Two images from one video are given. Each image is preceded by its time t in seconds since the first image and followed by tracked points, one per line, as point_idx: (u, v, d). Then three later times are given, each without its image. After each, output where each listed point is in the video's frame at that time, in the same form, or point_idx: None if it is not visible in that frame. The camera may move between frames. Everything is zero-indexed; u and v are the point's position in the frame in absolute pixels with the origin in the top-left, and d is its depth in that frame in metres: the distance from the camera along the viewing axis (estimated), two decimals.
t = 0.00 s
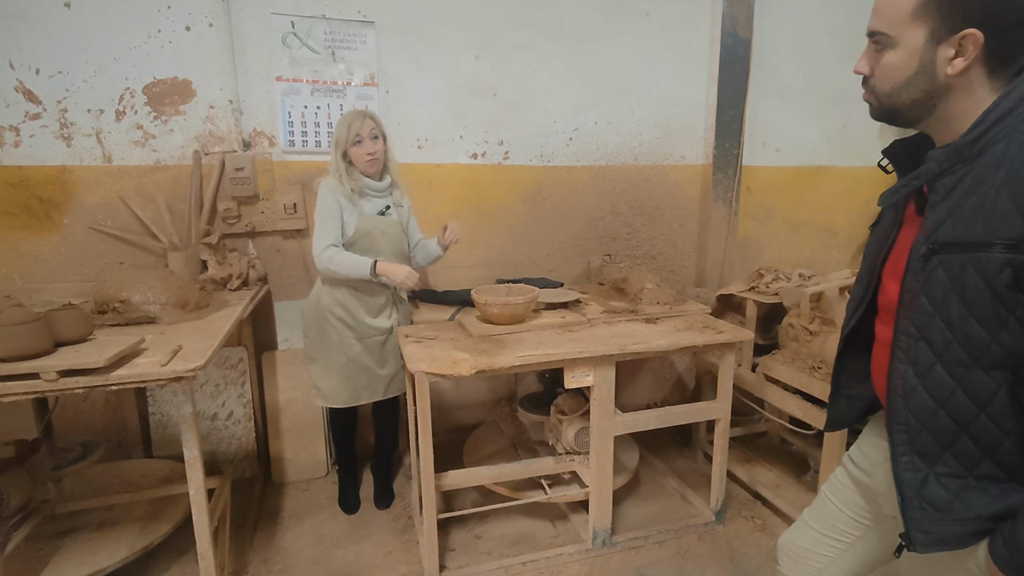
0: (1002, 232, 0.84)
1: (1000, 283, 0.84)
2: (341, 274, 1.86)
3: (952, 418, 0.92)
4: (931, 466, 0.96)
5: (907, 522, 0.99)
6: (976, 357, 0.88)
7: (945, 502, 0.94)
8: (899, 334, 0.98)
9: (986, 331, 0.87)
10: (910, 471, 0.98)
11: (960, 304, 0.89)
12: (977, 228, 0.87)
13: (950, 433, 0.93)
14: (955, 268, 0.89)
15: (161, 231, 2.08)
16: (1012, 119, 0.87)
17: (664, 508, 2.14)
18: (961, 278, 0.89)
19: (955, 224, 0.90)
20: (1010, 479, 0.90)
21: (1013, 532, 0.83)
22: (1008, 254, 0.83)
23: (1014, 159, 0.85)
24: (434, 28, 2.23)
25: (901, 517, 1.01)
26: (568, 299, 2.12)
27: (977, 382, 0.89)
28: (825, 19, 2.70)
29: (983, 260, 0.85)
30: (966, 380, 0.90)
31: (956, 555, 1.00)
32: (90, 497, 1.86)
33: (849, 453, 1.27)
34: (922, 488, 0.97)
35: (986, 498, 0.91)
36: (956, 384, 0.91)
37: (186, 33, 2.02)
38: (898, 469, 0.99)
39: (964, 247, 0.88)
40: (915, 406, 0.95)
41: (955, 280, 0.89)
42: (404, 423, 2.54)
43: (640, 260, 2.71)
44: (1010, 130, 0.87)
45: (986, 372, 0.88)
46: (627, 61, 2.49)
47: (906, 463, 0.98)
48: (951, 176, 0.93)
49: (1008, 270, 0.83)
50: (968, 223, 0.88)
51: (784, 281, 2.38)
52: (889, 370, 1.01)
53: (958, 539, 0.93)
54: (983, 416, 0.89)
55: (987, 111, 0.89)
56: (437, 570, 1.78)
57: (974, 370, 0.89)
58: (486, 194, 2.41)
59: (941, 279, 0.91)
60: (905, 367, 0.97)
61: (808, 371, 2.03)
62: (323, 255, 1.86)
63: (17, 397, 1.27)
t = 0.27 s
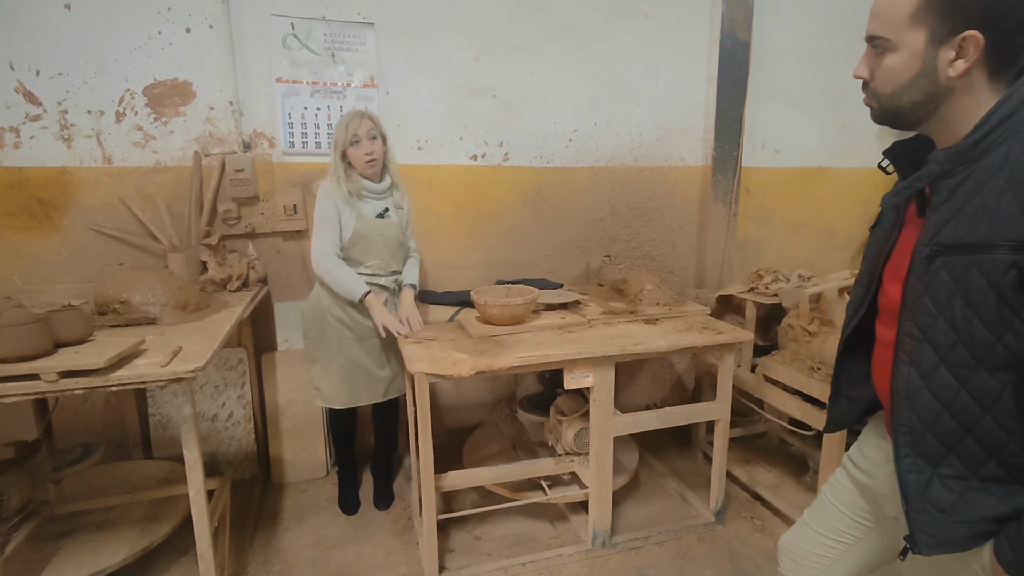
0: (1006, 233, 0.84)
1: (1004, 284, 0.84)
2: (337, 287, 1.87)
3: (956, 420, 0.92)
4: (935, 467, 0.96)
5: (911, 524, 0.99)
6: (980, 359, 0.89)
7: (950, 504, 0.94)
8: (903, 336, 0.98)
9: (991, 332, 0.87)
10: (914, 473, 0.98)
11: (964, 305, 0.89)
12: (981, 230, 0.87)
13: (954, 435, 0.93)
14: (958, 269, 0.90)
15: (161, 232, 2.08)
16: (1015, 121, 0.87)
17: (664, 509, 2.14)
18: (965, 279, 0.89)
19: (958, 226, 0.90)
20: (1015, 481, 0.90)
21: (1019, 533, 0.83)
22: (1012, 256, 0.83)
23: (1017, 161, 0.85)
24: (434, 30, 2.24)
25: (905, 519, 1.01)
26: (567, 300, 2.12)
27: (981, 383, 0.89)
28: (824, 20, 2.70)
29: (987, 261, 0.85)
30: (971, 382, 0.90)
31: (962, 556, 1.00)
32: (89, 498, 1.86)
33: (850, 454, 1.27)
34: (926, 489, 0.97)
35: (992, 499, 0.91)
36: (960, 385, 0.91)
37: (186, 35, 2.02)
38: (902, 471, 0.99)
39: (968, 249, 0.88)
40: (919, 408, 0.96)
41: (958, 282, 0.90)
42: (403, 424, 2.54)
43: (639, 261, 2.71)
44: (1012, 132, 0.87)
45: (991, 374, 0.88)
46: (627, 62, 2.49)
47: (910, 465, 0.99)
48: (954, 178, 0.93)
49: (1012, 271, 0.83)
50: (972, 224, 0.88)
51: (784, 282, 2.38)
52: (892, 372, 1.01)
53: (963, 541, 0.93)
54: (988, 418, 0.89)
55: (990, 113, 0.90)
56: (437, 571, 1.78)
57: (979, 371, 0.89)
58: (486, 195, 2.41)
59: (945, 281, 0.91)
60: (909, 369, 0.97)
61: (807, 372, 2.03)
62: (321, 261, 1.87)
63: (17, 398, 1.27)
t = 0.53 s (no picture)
0: (1003, 234, 0.84)
1: (1002, 285, 0.84)
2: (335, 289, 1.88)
3: (954, 420, 0.92)
4: (934, 467, 0.97)
5: (910, 524, 0.99)
6: (978, 359, 0.89)
7: (949, 504, 0.94)
8: (901, 337, 0.99)
9: (989, 333, 0.87)
10: (913, 473, 0.98)
11: (962, 306, 0.90)
12: (979, 231, 0.87)
13: (952, 435, 0.93)
14: (957, 270, 0.90)
15: (161, 234, 2.09)
16: (1013, 122, 0.88)
17: (663, 510, 2.15)
18: (963, 280, 0.89)
19: (956, 227, 0.91)
20: (1013, 482, 0.90)
21: (1017, 532, 0.83)
22: (1010, 256, 0.83)
23: (1015, 162, 0.86)
24: (434, 32, 2.24)
25: (904, 520, 1.01)
26: (567, 301, 2.13)
27: (980, 384, 0.89)
28: (822, 22, 2.71)
29: (985, 262, 0.86)
30: (969, 382, 0.90)
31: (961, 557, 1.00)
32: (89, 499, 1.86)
33: (849, 454, 1.27)
34: (925, 489, 0.97)
35: (990, 499, 0.91)
36: (959, 386, 0.91)
37: (186, 37, 2.03)
38: (901, 472, 1.00)
39: (966, 249, 0.89)
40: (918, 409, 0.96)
41: (957, 282, 0.90)
42: (403, 425, 2.54)
43: (638, 262, 2.71)
44: (1010, 134, 0.88)
45: (989, 374, 0.88)
46: (626, 64, 2.50)
47: (909, 466, 0.99)
48: (952, 179, 0.94)
49: (1010, 272, 0.84)
50: (970, 225, 0.89)
51: (783, 283, 2.39)
52: (891, 373, 1.01)
53: (962, 541, 0.93)
54: (987, 418, 0.89)
55: (988, 115, 0.90)
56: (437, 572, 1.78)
57: (977, 372, 0.89)
58: (485, 197, 2.42)
59: (943, 281, 0.92)
60: (907, 370, 0.97)
61: (807, 373, 2.03)
62: (319, 265, 1.87)
63: (17, 399, 1.28)
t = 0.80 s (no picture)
0: (1001, 234, 0.85)
1: (1000, 284, 0.85)
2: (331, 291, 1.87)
3: (952, 419, 0.93)
4: (932, 466, 0.97)
5: (908, 523, 1.00)
6: (976, 359, 0.89)
7: (947, 503, 0.95)
8: (899, 336, 0.99)
9: (987, 332, 0.88)
10: (911, 472, 0.99)
11: (959, 306, 0.90)
12: (976, 230, 0.88)
13: (950, 434, 0.94)
14: (955, 270, 0.90)
15: (161, 236, 2.09)
16: (1011, 123, 0.88)
17: (663, 511, 2.15)
18: (960, 280, 0.90)
19: (953, 227, 0.91)
20: (1010, 480, 0.91)
21: (1015, 531, 0.84)
22: (1007, 256, 0.84)
23: (1013, 163, 0.86)
24: (433, 34, 2.25)
25: (903, 519, 1.02)
26: (566, 302, 2.13)
27: (977, 383, 0.90)
28: (821, 24, 2.72)
29: (983, 262, 0.86)
30: (967, 381, 0.91)
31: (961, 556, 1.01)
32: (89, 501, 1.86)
33: (847, 454, 1.28)
34: (924, 488, 0.97)
35: (988, 498, 0.92)
36: (956, 385, 0.92)
37: (186, 39, 2.03)
38: (899, 471, 1.00)
39: (963, 249, 0.89)
40: (915, 408, 0.96)
41: (954, 282, 0.90)
42: (403, 427, 2.54)
43: (637, 264, 2.72)
44: (1007, 135, 0.88)
45: (986, 373, 0.89)
46: (625, 65, 2.50)
47: (906, 465, 0.99)
48: (950, 180, 0.94)
49: (1008, 272, 0.84)
50: (967, 225, 0.89)
51: (781, 285, 2.39)
52: (889, 373, 1.02)
53: (960, 539, 0.94)
54: (984, 417, 0.90)
55: (985, 116, 0.90)
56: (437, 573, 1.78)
57: (974, 371, 0.90)
58: (485, 198, 2.42)
59: (941, 281, 0.92)
60: (905, 369, 0.97)
61: (806, 374, 2.04)
62: (316, 268, 1.87)
63: (17, 400, 1.28)
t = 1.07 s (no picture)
0: (997, 234, 0.85)
1: (996, 284, 0.85)
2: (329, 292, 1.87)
3: (949, 419, 0.93)
4: (929, 465, 0.97)
5: (907, 521, 1.00)
6: (972, 358, 0.89)
7: (944, 502, 0.95)
8: (896, 336, 0.99)
9: (983, 331, 0.88)
10: (909, 471, 0.99)
11: (955, 306, 0.90)
12: (972, 231, 0.88)
13: (947, 433, 0.94)
14: (951, 269, 0.90)
15: (160, 237, 2.09)
16: (1005, 124, 0.89)
17: (662, 512, 2.15)
18: (956, 280, 0.90)
19: (949, 227, 0.92)
20: (1007, 478, 0.91)
21: (1012, 529, 0.84)
22: (1003, 256, 0.84)
23: (1008, 163, 0.87)
24: (432, 36, 2.25)
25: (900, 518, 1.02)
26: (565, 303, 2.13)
27: (974, 382, 0.90)
28: (819, 25, 2.73)
29: (979, 262, 0.87)
30: (963, 381, 0.91)
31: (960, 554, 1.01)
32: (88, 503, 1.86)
33: (845, 454, 1.28)
34: (921, 487, 0.98)
35: (985, 496, 0.92)
36: (953, 385, 0.92)
37: (185, 41, 2.04)
38: (897, 470, 1.00)
39: (959, 249, 0.89)
40: (913, 407, 0.96)
41: (950, 282, 0.91)
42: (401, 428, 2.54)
43: (636, 265, 2.72)
44: (1001, 136, 0.89)
45: (982, 373, 0.89)
46: (624, 67, 2.51)
47: (904, 464, 0.99)
48: (946, 180, 0.94)
49: (1003, 272, 0.84)
50: (963, 225, 0.90)
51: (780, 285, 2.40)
52: (887, 372, 1.02)
53: (958, 538, 0.94)
54: (981, 416, 0.90)
55: (980, 117, 0.91)
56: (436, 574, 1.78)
57: (971, 370, 0.90)
58: (484, 200, 2.42)
59: (937, 281, 0.92)
60: (902, 369, 0.98)
61: (804, 374, 2.04)
62: (313, 268, 1.87)
63: (16, 402, 1.28)
